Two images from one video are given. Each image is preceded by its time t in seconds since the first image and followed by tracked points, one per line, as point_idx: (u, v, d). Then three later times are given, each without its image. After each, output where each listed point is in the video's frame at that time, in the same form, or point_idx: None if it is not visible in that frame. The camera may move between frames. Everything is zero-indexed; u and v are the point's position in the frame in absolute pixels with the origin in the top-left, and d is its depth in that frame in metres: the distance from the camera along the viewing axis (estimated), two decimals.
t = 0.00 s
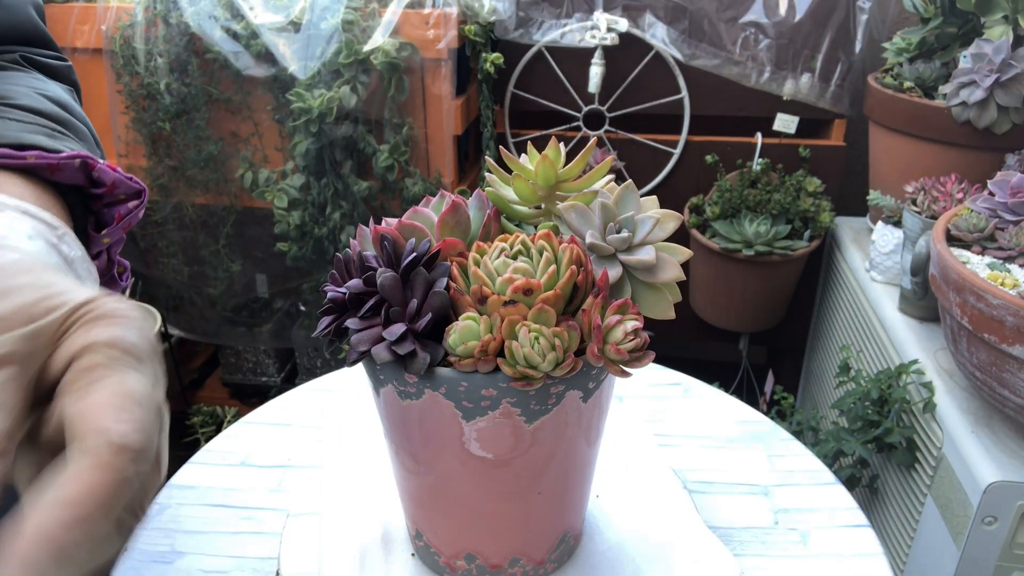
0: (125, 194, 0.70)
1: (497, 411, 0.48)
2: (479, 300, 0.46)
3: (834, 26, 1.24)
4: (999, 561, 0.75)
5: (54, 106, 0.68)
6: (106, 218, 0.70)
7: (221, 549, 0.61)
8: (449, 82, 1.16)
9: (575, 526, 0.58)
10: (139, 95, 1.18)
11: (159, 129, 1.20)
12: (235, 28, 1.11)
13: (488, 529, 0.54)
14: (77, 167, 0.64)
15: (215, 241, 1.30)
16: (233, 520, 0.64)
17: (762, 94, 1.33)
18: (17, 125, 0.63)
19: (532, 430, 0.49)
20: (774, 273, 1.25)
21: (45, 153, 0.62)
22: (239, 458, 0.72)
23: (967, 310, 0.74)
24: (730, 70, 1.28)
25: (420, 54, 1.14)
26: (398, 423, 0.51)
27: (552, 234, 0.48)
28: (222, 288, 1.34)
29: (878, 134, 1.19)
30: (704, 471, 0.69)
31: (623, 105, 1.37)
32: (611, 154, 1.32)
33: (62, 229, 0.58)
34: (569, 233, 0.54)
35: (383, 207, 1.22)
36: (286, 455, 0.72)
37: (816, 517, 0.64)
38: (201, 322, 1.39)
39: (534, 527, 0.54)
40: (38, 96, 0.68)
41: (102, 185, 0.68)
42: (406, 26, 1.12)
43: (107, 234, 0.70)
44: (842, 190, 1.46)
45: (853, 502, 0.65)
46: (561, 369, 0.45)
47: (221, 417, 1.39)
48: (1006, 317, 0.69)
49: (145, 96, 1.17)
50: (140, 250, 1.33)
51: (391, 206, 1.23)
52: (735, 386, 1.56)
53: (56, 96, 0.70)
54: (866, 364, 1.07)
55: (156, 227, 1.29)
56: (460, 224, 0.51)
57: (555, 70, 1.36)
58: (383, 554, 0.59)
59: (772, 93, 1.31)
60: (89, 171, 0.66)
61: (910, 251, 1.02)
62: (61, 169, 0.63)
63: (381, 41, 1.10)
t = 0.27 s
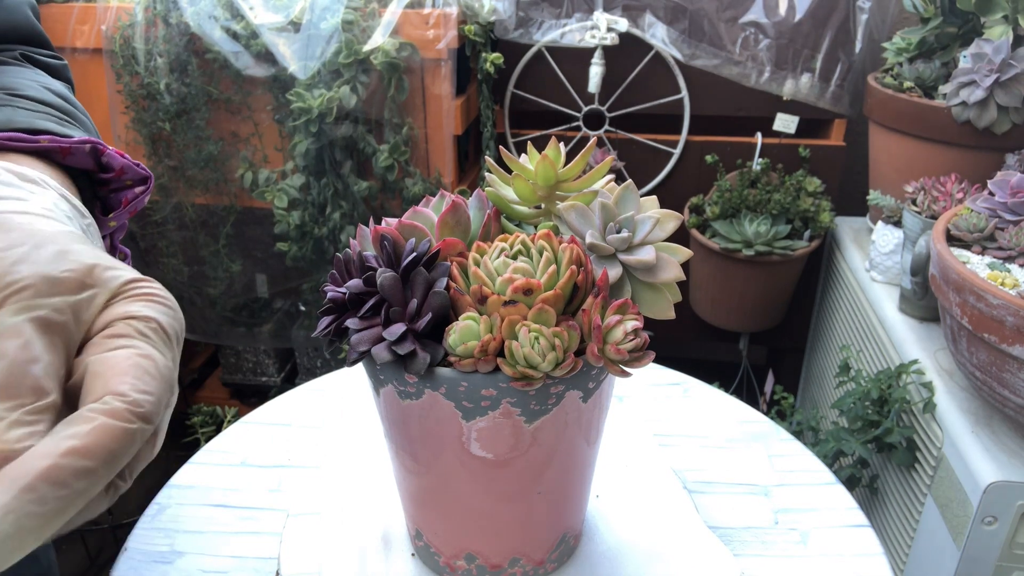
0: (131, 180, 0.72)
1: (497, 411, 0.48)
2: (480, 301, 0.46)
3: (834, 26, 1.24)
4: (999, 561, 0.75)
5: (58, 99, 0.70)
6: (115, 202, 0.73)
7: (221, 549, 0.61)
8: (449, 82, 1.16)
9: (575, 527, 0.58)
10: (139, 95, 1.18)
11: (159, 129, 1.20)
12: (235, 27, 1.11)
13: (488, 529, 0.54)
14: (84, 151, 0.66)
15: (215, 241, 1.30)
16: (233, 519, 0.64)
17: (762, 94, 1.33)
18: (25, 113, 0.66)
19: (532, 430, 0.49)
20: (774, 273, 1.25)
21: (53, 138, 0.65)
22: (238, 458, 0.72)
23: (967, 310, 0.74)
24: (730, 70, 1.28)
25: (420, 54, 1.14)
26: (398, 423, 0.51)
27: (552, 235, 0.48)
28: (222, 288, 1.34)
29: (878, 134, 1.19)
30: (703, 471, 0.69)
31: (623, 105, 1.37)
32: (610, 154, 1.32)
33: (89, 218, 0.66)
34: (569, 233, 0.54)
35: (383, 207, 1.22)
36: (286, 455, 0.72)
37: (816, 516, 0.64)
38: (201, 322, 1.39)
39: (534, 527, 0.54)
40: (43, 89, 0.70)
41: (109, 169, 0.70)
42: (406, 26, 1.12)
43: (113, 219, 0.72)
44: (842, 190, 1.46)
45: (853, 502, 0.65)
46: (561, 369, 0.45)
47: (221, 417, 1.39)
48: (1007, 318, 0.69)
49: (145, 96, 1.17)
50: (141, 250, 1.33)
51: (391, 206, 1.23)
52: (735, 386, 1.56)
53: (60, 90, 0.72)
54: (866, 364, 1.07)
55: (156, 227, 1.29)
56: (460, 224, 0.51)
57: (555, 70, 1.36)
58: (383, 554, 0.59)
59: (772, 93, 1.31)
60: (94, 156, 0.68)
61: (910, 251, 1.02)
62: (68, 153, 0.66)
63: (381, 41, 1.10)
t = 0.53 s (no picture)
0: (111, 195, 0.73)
1: (497, 411, 0.48)
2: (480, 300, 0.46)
3: (834, 26, 1.24)
4: (999, 561, 0.75)
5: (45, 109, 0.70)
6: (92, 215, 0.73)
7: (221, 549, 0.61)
8: (449, 82, 1.16)
9: (575, 527, 0.58)
10: (138, 95, 1.17)
11: (159, 129, 1.20)
12: (235, 28, 1.11)
13: (488, 530, 0.54)
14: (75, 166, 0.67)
15: (215, 241, 1.30)
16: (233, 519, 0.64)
17: (762, 94, 1.33)
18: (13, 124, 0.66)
19: (532, 430, 0.49)
20: (774, 273, 1.25)
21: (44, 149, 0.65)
22: (238, 458, 0.72)
23: (967, 310, 0.74)
24: (730, 70, 1.28)
25: (420, 54, 1.14)
26: (399, 423, 0.51)
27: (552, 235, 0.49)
28: (222, 289, 1.34)
29: (878, 134, 1.19)
30: (703, 471, 0.69)
31: (623, 105, 1.37)
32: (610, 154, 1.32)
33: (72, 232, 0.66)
34: (569, 233, 0.54)
35: (383, 207, 1.23)
36: (286, 455, 0.72)
37: (815, 517, 0.64)
38: (201, 322, 1.39)
39: (534, 528, 0.54)
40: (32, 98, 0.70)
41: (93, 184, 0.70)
42: (406, 26, 1.12)
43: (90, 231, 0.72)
44: (842, 190, 1.46)
45: (853, 502, 0.65)
46: (561, 369, 0.45)
47: (221, 417, 1.39)
48: (1007, 318, 0.69)
49: (145, 96, 1.17)
50: (140, 250, 1.33)
51: (391, 206, 1.23)
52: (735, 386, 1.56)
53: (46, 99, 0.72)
54: (866, 364, 1.07)
55: (156, 227, 1.29)
56: (460, 224, 0.51)
57: (555, 70, 1.36)
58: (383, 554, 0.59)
59: (772, 93, 1.31)
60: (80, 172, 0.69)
61: (910, 251, 1.02)
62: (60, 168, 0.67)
63: (381, 41, 1.10)
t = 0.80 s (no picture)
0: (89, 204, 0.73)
1: (497, 410, 0.48)
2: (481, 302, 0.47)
3: (834, 26, 1.24)
4: (999, 561, 0.75)
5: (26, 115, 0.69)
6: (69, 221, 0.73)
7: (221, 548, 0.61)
8: (449, 82, 1.16)
9: (574, 527, 0.58)
10: (138, 95, 1.17)
11: (159, 129, 1.20)
12: (235, 28, 1.11)
13: (487, 530, 0.54)
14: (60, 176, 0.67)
15: (215, 241, 1.30)
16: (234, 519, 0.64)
17: (762, 94, 1.33)
18: None
19: (531, 430, 0.49)
20: (774, 273, 1.25)
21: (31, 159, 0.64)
22: (238, 458, 0.72)
23: (967, 310, 0.74)
24: (730, 70, 1.28)
25: (420, 55, 1.14)
26: (398, 423, 0.51)
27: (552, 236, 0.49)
28: (222, 289, 1.34)
29: (878, 134, 1.19)
30: (704, 471, 0.69)
31: (623, 105, 1.37)
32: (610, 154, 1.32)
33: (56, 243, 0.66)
34: (569, 232, 0.54)
35: (383, 207, 1.23)
36: (285, 455, 0.72)
37: (816, 516, 0.64)
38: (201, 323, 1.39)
39: (533, 527, 0.54)
40: (13, 104, 0.69)
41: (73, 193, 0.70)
42: (406, 26, 1.12)
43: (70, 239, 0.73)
44: (842, 190, 1.46)
45: (853, 502, 0.65)
46: (561, 369, 0.45)
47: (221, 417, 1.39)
48: (1007, 318, 0.69)
49: (145, 96, 1.17)
50: (140, 250, 1.33)
51: (391, 206, 1.23)
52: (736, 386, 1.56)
53: (24, 104, 0.71)
54: (866, 365, 1.07)
55: (156, 227, 1.29)
56: (460, 224, 0.51)
57: (555, 70, 1.36)
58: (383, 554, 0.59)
59: (772, 93, 1.31)
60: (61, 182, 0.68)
61: (910, 250, 1.02)
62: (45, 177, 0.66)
63: (381, 41, 1.10)
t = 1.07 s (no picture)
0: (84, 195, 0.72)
1: (497, 411, 0.48)
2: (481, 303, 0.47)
3: (834, 26, 1.24)
4: (999, 561, 0.75)
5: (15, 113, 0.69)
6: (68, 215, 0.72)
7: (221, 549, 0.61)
8: (449, 82, 1.16)
9: (574, 527, 0.58)
10: (139, 95, 1.18)
11: (159, 129, 1.20)
12: (235, 28, 1.11)
13: (487, 530, 0.54)
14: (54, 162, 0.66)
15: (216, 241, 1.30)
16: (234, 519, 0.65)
17: (762, 94, 1.33)
18: None
19: (531, 430, 0.49)
20: (774, 273, 1.25)
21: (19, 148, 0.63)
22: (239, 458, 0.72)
23: (967, 310, 0.74)
24: (730, 70, 1.28)
25: (420, 55, 1.14)
26: (398, 423, 0.51)
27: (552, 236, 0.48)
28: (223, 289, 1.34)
29: (878, 134, 1.19)
30: (704, 471, 0.69)
31: (623, 105, 1.37)
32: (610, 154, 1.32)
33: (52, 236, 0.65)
34: (569, 232, 0.54)
35: (383, 207, 1.23)
36: (283, 455, 0.72)
37: (816, 516, 0.64)
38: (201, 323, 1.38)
39: (533, 528, 0.54)
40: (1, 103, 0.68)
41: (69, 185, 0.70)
42: (406, 26, 1.12)
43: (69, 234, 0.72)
44: (842, 190, 1.46)
45: (853, 502, 0.65)
46: (561, 369, 0.45)
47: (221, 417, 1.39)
48: (1006, 318, 0.69)
49: (145, 96, 1.17)
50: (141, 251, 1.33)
51: (391, 206, 1.23)
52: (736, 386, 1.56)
53: (12, 103, 0.70)
54: (866, 364, 1.07)
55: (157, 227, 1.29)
56: (460, 224, 0.51)
57: (555, 70, 1.36)
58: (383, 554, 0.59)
59: (772, 93, 1.31)
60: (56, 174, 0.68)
61: (910, 251, 1.02)
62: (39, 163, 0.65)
63: (381, 41, 1.10)
